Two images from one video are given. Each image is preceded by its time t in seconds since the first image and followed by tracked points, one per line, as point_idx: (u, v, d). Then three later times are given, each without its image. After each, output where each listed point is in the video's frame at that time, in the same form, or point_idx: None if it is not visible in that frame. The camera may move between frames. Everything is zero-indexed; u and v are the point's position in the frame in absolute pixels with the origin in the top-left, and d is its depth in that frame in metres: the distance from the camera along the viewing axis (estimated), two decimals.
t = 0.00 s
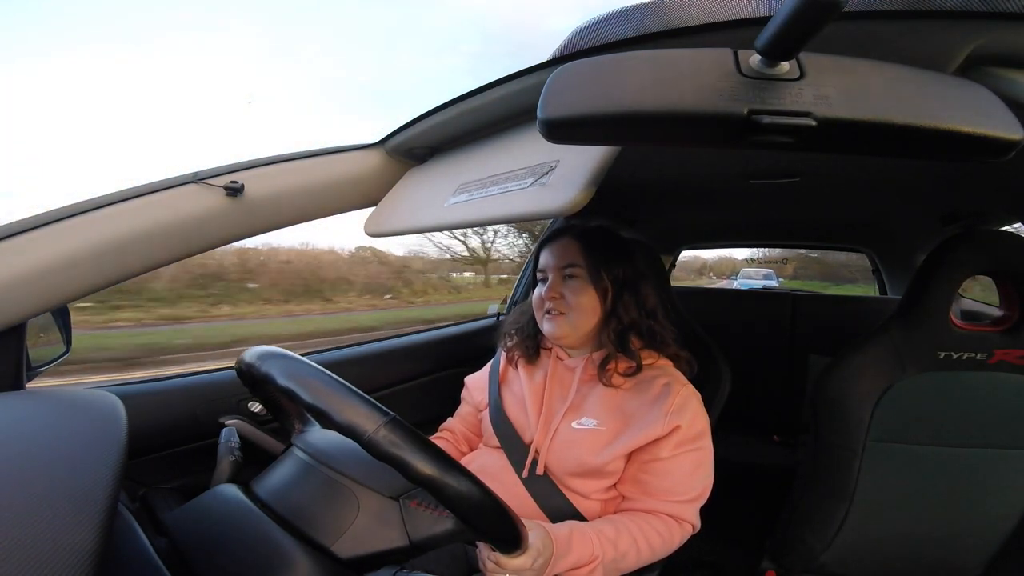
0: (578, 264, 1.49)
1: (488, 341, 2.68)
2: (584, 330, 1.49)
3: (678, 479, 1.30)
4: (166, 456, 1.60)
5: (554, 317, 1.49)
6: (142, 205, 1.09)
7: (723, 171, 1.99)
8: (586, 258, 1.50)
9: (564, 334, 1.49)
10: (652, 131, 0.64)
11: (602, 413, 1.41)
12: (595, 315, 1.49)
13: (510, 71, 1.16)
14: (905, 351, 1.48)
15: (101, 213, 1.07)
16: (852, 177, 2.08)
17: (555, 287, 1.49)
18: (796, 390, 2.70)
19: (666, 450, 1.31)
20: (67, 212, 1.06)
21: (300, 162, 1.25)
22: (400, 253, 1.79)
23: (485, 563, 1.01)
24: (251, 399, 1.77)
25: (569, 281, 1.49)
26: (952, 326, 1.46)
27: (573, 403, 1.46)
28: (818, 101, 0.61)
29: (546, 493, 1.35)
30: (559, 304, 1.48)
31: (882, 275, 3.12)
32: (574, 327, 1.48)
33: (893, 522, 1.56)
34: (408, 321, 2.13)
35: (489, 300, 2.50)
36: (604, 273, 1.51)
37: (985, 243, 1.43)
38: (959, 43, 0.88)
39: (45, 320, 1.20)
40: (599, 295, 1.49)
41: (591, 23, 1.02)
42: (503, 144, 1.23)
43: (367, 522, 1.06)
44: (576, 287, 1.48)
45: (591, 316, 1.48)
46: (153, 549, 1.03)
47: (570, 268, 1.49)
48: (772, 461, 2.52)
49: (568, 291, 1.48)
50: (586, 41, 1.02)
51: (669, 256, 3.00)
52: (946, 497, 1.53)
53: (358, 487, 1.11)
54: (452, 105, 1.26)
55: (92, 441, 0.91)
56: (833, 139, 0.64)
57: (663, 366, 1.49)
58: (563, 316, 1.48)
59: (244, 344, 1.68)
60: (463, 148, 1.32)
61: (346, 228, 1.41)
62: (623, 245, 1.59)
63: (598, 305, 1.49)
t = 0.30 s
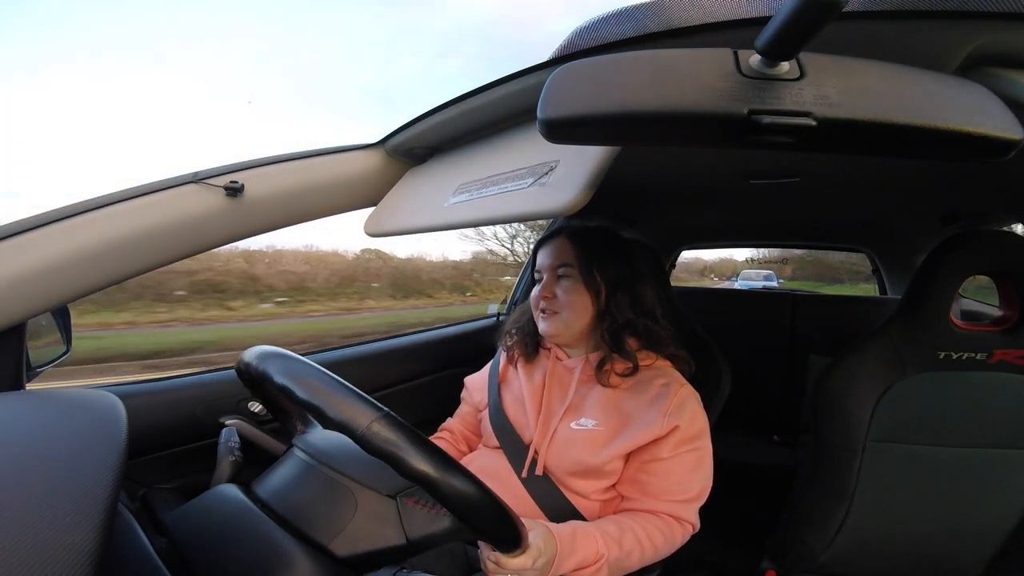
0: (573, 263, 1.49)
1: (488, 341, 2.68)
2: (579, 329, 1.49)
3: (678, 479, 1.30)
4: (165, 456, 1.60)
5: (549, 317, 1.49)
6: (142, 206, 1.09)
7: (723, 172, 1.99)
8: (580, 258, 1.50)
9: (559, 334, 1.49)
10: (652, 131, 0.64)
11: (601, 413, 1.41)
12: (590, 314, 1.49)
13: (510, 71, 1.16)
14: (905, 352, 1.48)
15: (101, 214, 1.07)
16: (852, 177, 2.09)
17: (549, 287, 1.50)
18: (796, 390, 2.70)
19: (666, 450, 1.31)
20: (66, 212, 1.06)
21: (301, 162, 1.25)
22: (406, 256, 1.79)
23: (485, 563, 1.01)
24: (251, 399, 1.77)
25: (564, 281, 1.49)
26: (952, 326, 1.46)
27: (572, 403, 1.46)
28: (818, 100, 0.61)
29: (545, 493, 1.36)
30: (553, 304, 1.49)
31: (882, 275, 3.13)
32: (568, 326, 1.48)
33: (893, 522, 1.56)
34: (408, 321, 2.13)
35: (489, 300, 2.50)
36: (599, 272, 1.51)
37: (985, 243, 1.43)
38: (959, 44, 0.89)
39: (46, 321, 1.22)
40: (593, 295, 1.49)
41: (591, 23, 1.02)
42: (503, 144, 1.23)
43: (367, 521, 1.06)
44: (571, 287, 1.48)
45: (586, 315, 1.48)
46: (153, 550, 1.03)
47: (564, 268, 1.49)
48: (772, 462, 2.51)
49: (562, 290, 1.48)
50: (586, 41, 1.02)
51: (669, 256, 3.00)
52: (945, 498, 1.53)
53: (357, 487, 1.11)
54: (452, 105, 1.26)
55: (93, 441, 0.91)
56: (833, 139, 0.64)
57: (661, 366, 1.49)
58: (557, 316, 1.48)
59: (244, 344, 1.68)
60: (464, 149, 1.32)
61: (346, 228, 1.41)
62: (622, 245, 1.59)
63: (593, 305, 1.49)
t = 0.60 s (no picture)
0: (574, 263, 1.49)
1: (488, 341, 2.68)
2: (579, 330, 1.49)
3: (679, 479, 1.30)
4: (165, 456, 1.60)
5: (549, 318, 1.50)
6: (142, 206, 1.09)
7: (724, 172, 1.99)
8: (582, 258, 1.50)
9: (559, 335, 1.49)
10: (653, 131, 0.64)
11: (603, 414, 1.41)
12: (590, 315, 1.49)
13: (511, 71, 1.16)
14: (905, 352, 1.48)
15: (101, 214, 1.07)
16: (852, 177, 2.09)
17: (550, 287, 1.50)
18: (796, 390, 2.70)
19: (667, 451, 1.31)
20: (67, 212, 1.06)
21: (301, 163, 1.25)
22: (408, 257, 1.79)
23: (485, 563, 1.01)
24: (251, 399, 1.78)
25: (564, 281, 1.49)
26: (952, 326, 1.46)
27: (574, 403, 1.46)
28: (817, 101, 0.61)
29: (545, 493, 1.36)
30: (553, 304, 1.49)
31: (882, 275, 3.14)
32: (568, 327, 1.48)
33: (893, 522, 1.56)
34: (408, 321, 2.13)
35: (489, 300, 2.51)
36: (599, 272, 1.51)
37: (986, 243, 1.43)
38: (958, 45, 0.89)
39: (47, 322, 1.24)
40: (593, 295, 1.49)
41: (591, 22, 1.01)
42: (504, 144, 1.23)
43: (367, 521, 1.06)
44: (571, 287, 1.48)
45: (586, 316, 1.48)
46: (154, 549, 1.03)
47: (565, 268, 1.50)
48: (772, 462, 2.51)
49: (563, 290, 1.48)
50: (586, 41, 1.02)
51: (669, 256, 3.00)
52: (946, 498, 1.53)
53: (358, 487, 1.11)
54: (453, 104, 1.26)
55: (93, 440, 0.91)
56: (833, 139, 0.64)
57: (663, 367, 1.49)
58: (558, 316, 1.48)
59: (244, 344, 1.68)
60: (464, 149, 1.33)
61: (347, 228, 1.41)
62: (622, 245, 1.59)
63: (593, 306, 1.49)
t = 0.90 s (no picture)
0: (577, 264, 1.49)
1: (487, 341, 2.68)
2: (582, 331, 1.49)
3: (679, 479, 1.30)
4: (165, 456, 1.60)
5: (553, 318, 1.49)
6: (142, 206, 1.09)
7: (724, 172, 1.99)
8: (584, 259, 1.50)
9: (564, 335, 1.49)
10: (653, 130, 0.64)
11: (603, 413, 1.41)
12: (594, 316, 1.49)
13: (511, 71, 1.16)
14: (905, 352, 1.48)
15: (101, 213, 1.07)
16: (852, 177, 2.09)
17: (554, 288, 1.50)
18: (796, 390, 2.70)
19: (667, 450, 1.31)
20: (67, 212, 1.07)
21: (301, 163, 1.25)
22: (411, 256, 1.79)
23: (485, 563, 1.00)
24: (251, 399, 1.78)
25: (568, 282, 1.49)
26: (952, 326, 1.46)
27: (574, 403, 1.46)
28: (817, 101, 0.61)
29: (545, 493, 1.36)
30: (557, 304, 1.49)
31: (882, 275, 3.14)
32: (573, 328, 1.48)
33: (892, 522, 1.56)
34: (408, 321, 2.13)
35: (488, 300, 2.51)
36: (601, 273, 1.51)
37: (986, 243, 1.43)
38: (958, 45, 0.89)
39: (47, 321, 1.24)
40: (597, 296, 1.49)
41: (591, 22, 1.01)
42: (504, 144, 1.23)
43: (367, 521, 1.06)
44: (575, 288, 1.48)
45: (590, 317, 1.48)
46: (153, 549, 1.03)
47: (569, 268, 1.49)
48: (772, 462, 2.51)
49: (567, 291, 1.48)
50: (586, 41, 1.02)
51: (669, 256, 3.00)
52: (946, 498, 1.52)
53: (358, 487, 1.11)
54: (453, 104, 1.26)
55: (92, 440, 0.91)
56: (832, 139, 0.64)
57: (662, 366, 1.49)
58: (562, 317, 1.48)
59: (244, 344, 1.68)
60: (464, 148, 1.33)
61: (347, 228, 1.41)
62: (623, 245, 1.60)
63: (597, 306, 1.50)
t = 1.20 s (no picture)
0: (575, 263, 1.49)
1: (487, 341, 2.68)
2: (581, 330, 1.49)
3: (678, 478, 1.30)
4: (165, 457, 1.60)
5: (552, 318, 1.49)
6: (142, 206, 1.09)
7: (724, 172, 1.99)
8: (582, 258, 1.50)
9: (562, 335, 1.49)
10: (653, 131, 0.64)
11: (602, 413, 1.41)
12: (592, 315, 1.49)
13: (511, 70, 1.16)
14: (906, 351, 1.48)
15: (101, 213, 1.07)
16: (851, 177, 2.09)
17: (552, 287, 1.50)
18: (796, 390, 2.70)
19: (665, 450, 1.31)
20: (67, 212, 1.07)
21: (301, 163, 1.25)
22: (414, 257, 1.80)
23: (485, 563, 1.00)
24: (251, 399, 1.78)
25: (566, 281, 1.49)
26: (952, 326, 1.46)
27: (573, 403, 1.46)
28: (817, 100, 0.61)
29: (545, 493, 1.36)
30: (556, 304, 1.48)
31: (882, 275, 3.14)
32: (571, 328, 1.48)
33: (892, 522, 1.56)
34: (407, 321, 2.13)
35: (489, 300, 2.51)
36: (599, 271, 1.51)
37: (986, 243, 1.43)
38: (958, 45, 0.89)
39: (48, 322, 1.25)
40: (595, 296, 1.49)
41: (592, 22, 1.02)
42: (504, 144, 1.23)
43: (366, 521, 1.06)
44: (573, 288, 1.48)
45: (588, 316, 1.48)
46: (153, 549, 1.03)
47: (566, 268, 1.49)
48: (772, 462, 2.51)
49: (565, 290, 1.48)
50: (586, 41, 1.02)
51: (669, 256, 3.00)
52: (946, 498, 1.52)
53: (358, 487, 1.10)
54: (453, 105, 1.26)
55: (92, 440, 0.91)
56: (832, 139, 0.64)
57: (661, 365, 1.49)
58: (560, 317, 1.48)
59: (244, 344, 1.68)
60: (464, 149, 1.33)
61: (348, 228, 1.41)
62: (622, 244, 1.60)
63: (595, 305, 1.49)
